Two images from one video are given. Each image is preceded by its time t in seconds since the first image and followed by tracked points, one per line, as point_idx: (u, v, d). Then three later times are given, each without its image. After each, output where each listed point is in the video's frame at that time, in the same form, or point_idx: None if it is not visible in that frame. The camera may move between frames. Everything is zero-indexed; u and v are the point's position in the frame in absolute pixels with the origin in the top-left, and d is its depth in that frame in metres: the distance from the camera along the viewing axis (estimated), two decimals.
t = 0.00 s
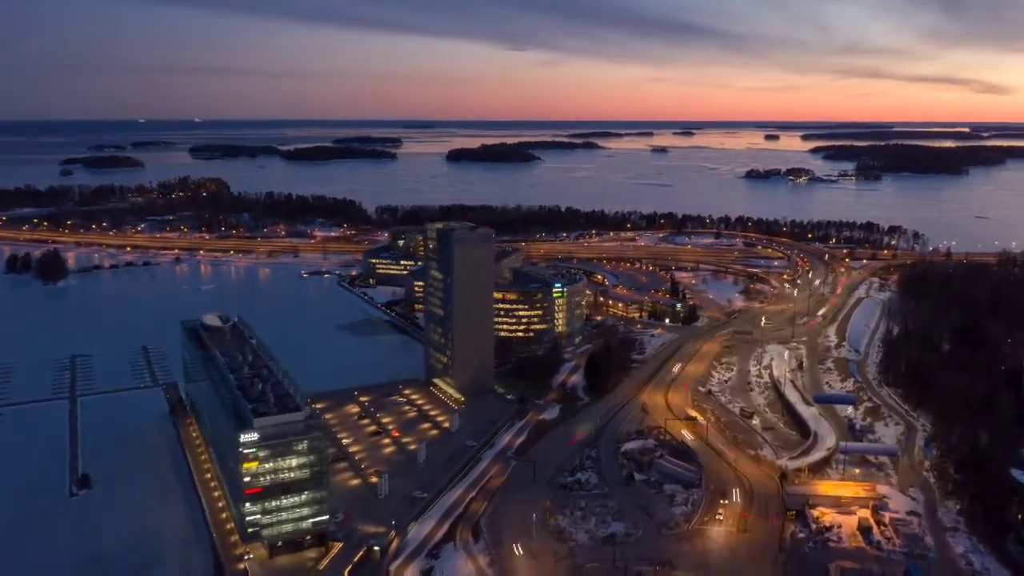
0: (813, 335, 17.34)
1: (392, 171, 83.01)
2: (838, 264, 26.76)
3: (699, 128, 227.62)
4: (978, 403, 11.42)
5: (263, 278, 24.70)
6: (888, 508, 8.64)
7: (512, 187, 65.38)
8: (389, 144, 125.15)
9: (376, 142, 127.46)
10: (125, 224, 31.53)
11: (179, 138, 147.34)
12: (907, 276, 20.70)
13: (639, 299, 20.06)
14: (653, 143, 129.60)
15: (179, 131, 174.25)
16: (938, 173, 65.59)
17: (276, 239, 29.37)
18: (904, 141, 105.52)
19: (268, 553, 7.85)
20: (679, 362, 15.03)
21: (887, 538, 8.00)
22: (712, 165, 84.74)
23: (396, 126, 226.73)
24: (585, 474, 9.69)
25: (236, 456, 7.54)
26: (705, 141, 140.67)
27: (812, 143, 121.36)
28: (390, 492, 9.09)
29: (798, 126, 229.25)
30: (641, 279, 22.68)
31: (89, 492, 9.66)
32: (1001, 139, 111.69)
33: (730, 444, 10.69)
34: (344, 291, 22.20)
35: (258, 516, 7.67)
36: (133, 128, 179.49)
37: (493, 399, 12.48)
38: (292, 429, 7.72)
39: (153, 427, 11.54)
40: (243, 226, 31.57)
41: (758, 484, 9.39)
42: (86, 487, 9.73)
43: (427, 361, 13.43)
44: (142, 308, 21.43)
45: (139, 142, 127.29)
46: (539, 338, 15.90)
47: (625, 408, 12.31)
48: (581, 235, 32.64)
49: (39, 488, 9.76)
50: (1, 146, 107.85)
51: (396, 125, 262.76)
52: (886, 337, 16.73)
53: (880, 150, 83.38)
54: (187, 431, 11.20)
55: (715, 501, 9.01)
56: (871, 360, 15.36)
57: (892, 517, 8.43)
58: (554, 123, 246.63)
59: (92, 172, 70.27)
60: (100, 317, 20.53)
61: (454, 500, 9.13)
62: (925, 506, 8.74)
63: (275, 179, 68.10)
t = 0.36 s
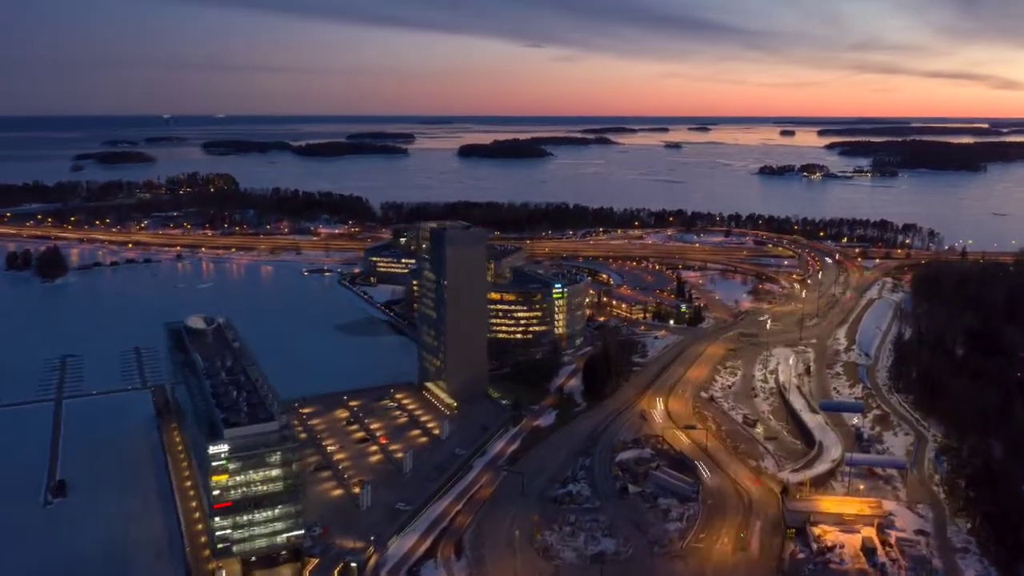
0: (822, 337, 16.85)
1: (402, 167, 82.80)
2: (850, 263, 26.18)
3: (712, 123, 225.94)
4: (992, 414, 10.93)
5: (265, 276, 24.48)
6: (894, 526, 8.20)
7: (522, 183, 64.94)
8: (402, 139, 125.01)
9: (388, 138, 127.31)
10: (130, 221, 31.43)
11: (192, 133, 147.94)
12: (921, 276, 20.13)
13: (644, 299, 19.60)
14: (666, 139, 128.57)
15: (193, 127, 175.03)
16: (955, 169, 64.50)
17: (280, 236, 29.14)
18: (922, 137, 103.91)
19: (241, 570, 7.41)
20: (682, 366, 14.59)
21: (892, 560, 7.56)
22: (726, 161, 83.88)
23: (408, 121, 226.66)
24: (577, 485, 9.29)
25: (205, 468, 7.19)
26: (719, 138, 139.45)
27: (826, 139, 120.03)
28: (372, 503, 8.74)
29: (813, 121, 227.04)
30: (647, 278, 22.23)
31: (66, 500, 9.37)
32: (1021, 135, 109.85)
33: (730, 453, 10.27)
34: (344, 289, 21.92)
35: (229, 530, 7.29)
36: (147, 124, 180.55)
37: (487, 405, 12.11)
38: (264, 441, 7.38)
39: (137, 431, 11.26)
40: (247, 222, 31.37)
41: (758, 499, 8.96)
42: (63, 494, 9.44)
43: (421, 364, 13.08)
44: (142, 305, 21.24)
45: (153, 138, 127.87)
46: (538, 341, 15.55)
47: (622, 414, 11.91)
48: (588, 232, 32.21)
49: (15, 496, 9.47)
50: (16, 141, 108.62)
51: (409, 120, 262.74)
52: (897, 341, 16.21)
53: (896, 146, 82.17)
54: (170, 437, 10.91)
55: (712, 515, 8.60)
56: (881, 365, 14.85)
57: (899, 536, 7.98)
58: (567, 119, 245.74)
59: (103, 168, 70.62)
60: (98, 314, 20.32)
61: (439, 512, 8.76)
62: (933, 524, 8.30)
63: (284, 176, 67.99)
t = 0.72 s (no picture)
0: (832, 340, 16.33)
1: (413, 162, 82.50)
2: (863, 262, 25.55)
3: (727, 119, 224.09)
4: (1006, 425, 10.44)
5: (267, 273, 24.24)
6: (900, 546, 7.76)
7: (532, 179, 64.41)
8: (415, 134, 124.71)
9: (400, 133, 127.06)
10: (134, 217, 31.31)
11: (206, 129, 148.43)
12: (936, 276, 19.53)
13: (648, 300, 19.13)
14: (680, 134, 127.37)
15: (207, 122, 175.71)
16: (974, 166, 63.29)
17: (283, 234, 28.89)
18: (940, 132, 102.25)
19: None
20: (684, 369, 14.15)
21: None
22: (740, 157, 82.90)
23: (421, 117, 226.42)
24: (568, 498, 8.90)
25: (171, 480, 6.90)
26: (733, 133, 138.12)
27: (843, 135, 118.52)
28: (353, 516, 8.39)
29: (830, 117, 224.42)
30: (653, 277, 21.75)
31: (40, 508, 9.08)
32: None
33: (730, 464, 9.85)
34: (345, 287, 21.61)
35: (196, 546, 6.95)
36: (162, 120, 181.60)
37: (480, 410, 11.73)
38: (234, 453, 7.05)
39: (119, 435, 10.97)
40: (251, 219, 31.16)
41: (757, 514, 8.53)
42: (37, 502, 9.16)
43: (413, 367, 12.71)
44: (141, 302, 21.03)
45: (166, 133, 128.31)
46: (537, 342, 15.06)
47: (620, 421, 11.50)
48: (595, 230, 31.72)
49: None
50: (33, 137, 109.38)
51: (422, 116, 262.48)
52: (910, 345, 15.67)
53: (914, 142, 80.82)
54: (151, 442, 10.61)
55: (707, 531, 8.20)
56: (892, 371, 14.33)
57: (904, 557, 7.55)
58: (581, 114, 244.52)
59: (116, 163, 70.81)
60: (96, 311, 20.11)
61: (422, 525, 8.40)
62: (942, 545, 7.85)
63: (294, 172, 67.87)
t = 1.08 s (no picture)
0: (842, 344, 15.81)
1: (425, 158, 82.24)
2: (877, 261, 24.93)
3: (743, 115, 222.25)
4: (1022, 437, 9.94)
5: (269, 271, 24.02)
6: (905, 568, 7.35)
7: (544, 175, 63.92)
8: (428, 130, 124.44)
9: (414, 128, 126.80)
10: (140, 214, 31.24)
11: (221, 125, 149.07)
12: (951, 276, 18.94)
13: (654, 300, 18.69)
14: (695, 130, 126.20)
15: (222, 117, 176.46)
16: (995, 162, 62.07)
17: (287, 230, 28.67)
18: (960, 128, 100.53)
19: None
20: (687, 374, 13.71)
21: None
22: (755, 153, 81.86)
23: (435, 112, 226.40)
24: (556, 513, 8.53)
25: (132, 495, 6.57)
26: (749, 129, 136.74)
27: (861, 130, 116.92)
28: (332, 528, 8.06)
29: (848, 112, 221.61)
30: (659, 277, 21.29)
31: (14, 514, 8.82)
32: None
33: (729, 476, 9.43)
34: (345, 286, 21.36)
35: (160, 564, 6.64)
36: (178, 115, 182.58)
37: (473, 416, 11.37)
38: (200, 466, 6.74)
39: (103, 438, 10.71)
40: (256, 216, 30.98)
41: (754, 531, 8.12)
42: (11, 508, 8.89)
43: (406, 370, 12.35)
44: (140, 300, 20.83)
45: (181, 128, 128.86)
46: (535, 344, 14.69)
47: (617, 428, 11.09)
48: (603, 227, 31.28)
49: None
50: (49, 132, 110.15)
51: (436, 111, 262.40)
52: (923, 349, 15.13)
53: (933, 137, 79.43)
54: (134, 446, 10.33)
55: (702, 548, 7.81)
56: (903, 376, 13.81)
57: None
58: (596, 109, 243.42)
59: (129, 159, 71.08)
60: (94, 309, 19.95)
61: (404, 539, 8.04)
62: (949, 567, 7.44)
63: (305, 167, 67.84)
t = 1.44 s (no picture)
0: (851, 347, 15.37)
1: (436, 154, 82.02)
2: (890, 260, 24.37)
3: (758, 110, 220.38)
4: None
5: (271, 268, 23.84)
6: None
7: (554, 172, 63.50)
8: (441, 125, 124.21)
9: (426, 123, 126.63)
10: (146, 210, 31.20)
11: (235, 120, 149.60)
12: (966, 277, 18.41)
13: (658, 299, 18.29)
14: (710, 126, 125.16)
15: (236, 112, 177.10)
16: (1014, 160, 60.95)
17: (292, 227, 28.49)
18: (979, 124, 98.97)
19: None
20: (689, 378, 13.33)
21: None
22: (770, 150, 80.94)
23: (448, 107, 226.13)
24: (545, 526, 8.20)
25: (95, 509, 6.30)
26: (763, 125, 135.52)
27: (877, 126, 115.48)
28: (310, 541, 7.78)
29: (866, 107, 218.65)
30: (665, 276, 20.90)
31: None
32: None
33: (727, 487, 9.08)
34: (346, 284, 21.11)
35: None
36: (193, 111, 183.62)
37: (465, 421, 11.07)
38: (166, 477, 6.44)
39: (87, 442, 10.48)
40: (261, 213, 30.84)
41: (751, 547, 7.77)
42: None
43: (399, 373, 12.06)
44: (140, 297, 20.68)
45: (195, 124, 129.45)
46: (534, 346, 14.38)
47: (613, 435, 10.76)
48: (610, 225, 30.84)
49: None
50: (64, 127, 110.93)
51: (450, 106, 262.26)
52: (935, 352, 14.68)
53: (950, 134, 78.16)
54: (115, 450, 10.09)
55: (695, 565, 7.49)
56: (914, 382, 13.35)
57: None
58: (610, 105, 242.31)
59: (141, 155, 71.37)
60: (93, 306, 19.80)
61: (385, 553, 7.75)
62: None
63: (315, 163, 67.79)
